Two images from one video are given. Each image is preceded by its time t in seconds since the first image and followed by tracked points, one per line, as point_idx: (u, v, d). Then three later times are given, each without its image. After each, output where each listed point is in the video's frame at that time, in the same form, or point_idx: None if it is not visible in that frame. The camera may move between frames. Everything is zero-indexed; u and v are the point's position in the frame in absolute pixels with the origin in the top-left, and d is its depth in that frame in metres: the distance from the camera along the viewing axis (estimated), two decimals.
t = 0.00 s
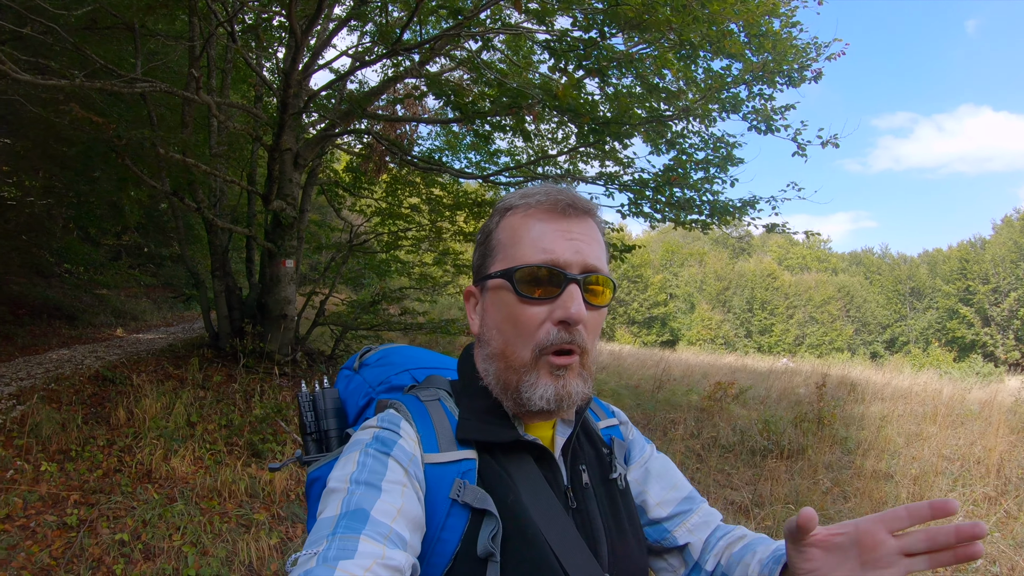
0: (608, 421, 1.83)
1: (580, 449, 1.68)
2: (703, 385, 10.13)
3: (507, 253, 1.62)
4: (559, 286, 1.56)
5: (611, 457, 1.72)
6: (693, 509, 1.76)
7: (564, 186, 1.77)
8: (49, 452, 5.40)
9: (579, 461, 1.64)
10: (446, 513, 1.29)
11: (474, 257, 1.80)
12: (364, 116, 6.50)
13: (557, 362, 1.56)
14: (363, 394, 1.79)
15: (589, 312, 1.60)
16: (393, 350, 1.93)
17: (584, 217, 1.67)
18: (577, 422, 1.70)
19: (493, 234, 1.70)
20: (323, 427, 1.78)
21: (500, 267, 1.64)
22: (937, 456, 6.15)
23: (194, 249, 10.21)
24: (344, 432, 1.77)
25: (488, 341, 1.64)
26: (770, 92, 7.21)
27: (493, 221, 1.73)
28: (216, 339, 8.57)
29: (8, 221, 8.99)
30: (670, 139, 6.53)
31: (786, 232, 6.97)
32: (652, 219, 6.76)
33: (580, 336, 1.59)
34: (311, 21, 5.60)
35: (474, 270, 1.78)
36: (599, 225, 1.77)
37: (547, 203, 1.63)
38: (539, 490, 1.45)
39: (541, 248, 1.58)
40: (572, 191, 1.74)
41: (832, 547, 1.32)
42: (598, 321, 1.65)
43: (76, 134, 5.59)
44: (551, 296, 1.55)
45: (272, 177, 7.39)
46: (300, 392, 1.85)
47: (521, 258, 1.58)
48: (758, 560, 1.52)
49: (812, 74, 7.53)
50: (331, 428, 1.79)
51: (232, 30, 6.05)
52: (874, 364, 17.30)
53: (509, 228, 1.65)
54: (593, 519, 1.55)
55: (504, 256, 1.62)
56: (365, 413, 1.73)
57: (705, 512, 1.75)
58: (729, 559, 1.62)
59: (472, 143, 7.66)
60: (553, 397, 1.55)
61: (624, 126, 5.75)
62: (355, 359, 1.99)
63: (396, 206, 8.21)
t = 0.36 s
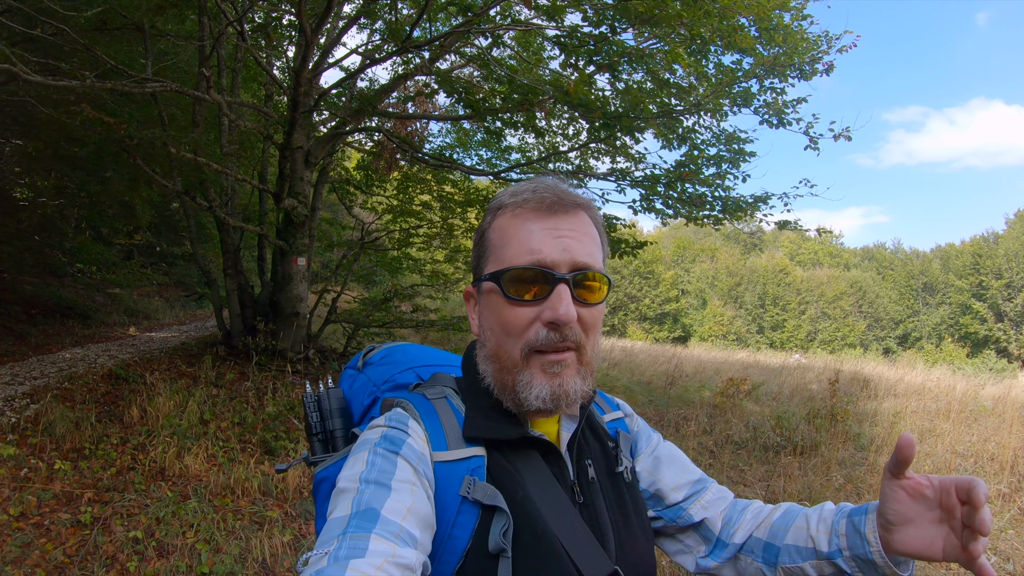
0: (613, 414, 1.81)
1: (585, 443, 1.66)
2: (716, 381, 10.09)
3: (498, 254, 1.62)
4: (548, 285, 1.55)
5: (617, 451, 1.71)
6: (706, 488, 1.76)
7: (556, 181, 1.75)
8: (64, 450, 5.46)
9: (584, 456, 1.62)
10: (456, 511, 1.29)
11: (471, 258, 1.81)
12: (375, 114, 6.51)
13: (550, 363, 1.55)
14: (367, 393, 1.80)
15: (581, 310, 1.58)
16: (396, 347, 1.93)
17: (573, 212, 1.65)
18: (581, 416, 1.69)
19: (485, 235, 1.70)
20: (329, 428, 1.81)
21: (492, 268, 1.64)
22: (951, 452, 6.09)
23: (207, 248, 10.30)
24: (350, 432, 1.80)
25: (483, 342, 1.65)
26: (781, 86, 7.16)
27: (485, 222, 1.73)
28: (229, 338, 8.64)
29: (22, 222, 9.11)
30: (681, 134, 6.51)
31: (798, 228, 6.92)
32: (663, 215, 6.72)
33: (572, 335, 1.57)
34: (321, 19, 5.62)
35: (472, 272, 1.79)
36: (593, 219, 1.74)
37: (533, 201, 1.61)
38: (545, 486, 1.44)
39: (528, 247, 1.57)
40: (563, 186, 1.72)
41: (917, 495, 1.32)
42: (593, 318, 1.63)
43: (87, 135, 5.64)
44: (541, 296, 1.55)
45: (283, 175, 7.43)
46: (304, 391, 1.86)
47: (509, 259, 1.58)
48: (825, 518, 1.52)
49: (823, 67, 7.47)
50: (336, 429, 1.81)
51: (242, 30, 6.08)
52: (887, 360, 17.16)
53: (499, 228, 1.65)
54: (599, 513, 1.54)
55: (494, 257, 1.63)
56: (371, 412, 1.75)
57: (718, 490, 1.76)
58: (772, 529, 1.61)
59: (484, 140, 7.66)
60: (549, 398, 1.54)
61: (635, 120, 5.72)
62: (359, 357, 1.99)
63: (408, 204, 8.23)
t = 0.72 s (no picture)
0: (612, 412, 1.80)
1: (584, 442, 1.66)
2: (727, 381, 10.03)
3: (502, 252, 1.61)
4: (553, 284, 1.55)
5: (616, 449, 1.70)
6: (700, 485, 1.74)
7: (560, 178, 1.74)
8: (75, 449, 5.52)
9: (583, 454, 1.62)
10: (457, 509, 1.29)
11: (474, 255, 1.80)
12: (385, 114, 6.51)
13: (554, 362, 1.54)
14: (369, 390, 1.79)
15: (586, 309, 1.58)
16: (399, 345, 1.91)
17: (579, 210, 1.64)
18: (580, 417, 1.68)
19: (488, 233, 1.69)
20: (331, 425, 1.82)
21: (496, 267, 1.63)
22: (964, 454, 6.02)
23: (219, 248, 10.39)
24: (351, 429, 1.81)
25: (487, 341, 1.64)
26: (792, 84, 7.12)
27: (488, 219, 1.72)
28: (240, 337, 8.70)
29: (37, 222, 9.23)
30: (693, 132, 6.50)
31: (810, 227, 6.87)
32: (675, 213, 6.69)
33: (578, 335, 1.56)
34: (332, 20, 5.65)
35: (474, 270, 1.78)
36: (597, 217, 1.73)
37: (539, 199, 1.61)
38: (545, 484, 1.44)
39: (533, 246, 1.56)
40: (568, 183, 1.72)
41: (865, 464, 1.28)
42: (598, 317, 1.62)
43: (98, 136, 5.70)
44: (546, 295, 1.54)
45: (294, 175, 7.46)
46: (306, 390, 1.89)
47: (514, 257, 1.57)
48: (798, 505, 1.51)
49: (835, 65, 7.41)
50: (338, 426, 1.82)
51: (253, 31, 6.11)
52: (901, 361, 16.99)
53: (503, 226, 1.64)
54: (598, 511, 1.53)
55: (499, 256, 1.62)
56: (372, 410, 1.73)
57: (712, 488, 1.74)
58: (757, 522, 1.59)
59: (495, 140, 7.67)
60: (553, 398, 1.53)
61: (646, 118, 5.69)
62: (361, 354, 1.97)
63: (419, 204, 8.25)
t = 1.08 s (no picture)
0: (613, 408, 1.80)
1: (584, 438, 1.66)
2: (734, 381, 10.00)
3: (512, 252, 1.59)
4: (564, 288, 1.54)
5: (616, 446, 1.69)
6: (699, 484, 1.74)
7: (570, 177, 1.72)
8: (82, 449, 5.55)
9: (583, 451, 1.62)
10: (458, 505, 1.29)
11: (478, 249, 1.78)
12: (390, 115, 6.51)
13: (563, 366, 1.55)
14: (367, 380, 1.80)
15: (596, 313, 1.58)
16: (398, 336, 1.92)
17: (591, 214, 1.63)
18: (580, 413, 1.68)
19: (496, 229, 1.67)
20: (329, 415, 1.82)
21: (504, 266, 1.62)
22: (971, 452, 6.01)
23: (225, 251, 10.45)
24: (349, 420, 1.81)
25: (493, 340, 1.63)
26: (796, 83, 7.11)
27: (495, 214, 1.69)
28: (247, 338, 8.75)
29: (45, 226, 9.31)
30: (698, 131, 6.49)
31: (816, 225, 6.85)
32: (680, 213, 6.68)
33: (588, 338, 1.57)
34: (335, 22, 5.68)
35: (478, 264, 1.76)
36: (606, 217, 1.73)
37: (552, 201, 1.59)
38: (545, 480, 1.44)
39: (545, 248, 1.55)
40: (577, 182, 1.70)
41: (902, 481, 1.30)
42: (605, 320, 1.63)
43: (104, 138, 5.75)
44: (557, 299, 1.54)
45: (300, 177, 7.48)
46: (304, 378, 1.88)
47: (525, 259, 1.56)
48: (812, 510, 1.52)
49: (839, 63, 7.38)
50: (336, 416, 1.83)
51: (258, 33, 6.15)
52: (908, 360, 16.94)
53: (513, 225, 1.62)
54: (597, 508, 1.53)
55: (508, 255, 1.60)
56: (370, 401, 1.74)
57: (711, 487, 1.75)
58: (763, 523, 1.60)
59: (501, 141, 7.69)
60: (561, 401, 1.54)
61: (650, 118, 5.68)
62: (359, 344, 1.98)
63: (425, 205, 8.29)
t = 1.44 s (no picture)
0: (614, 399, 1.81)
1: (588, 428, 1.65)
2: (742, 383, 9.96)
3: (503, 239, 1.59)
4: (559, 268, 1.54)
5: (618, 439, 1.70)
6: (691, 500, 1.76)
7: (554, 161, 1.72)
8: (90, 451, 5.59)
9: (586, 441, 1.61)
10: (457, 497, 1.28)
11: (467, 242, 1.76)
12: (395, 119, 6.54)
13: (563, 346, 1.55)
14: (367, 376, 1.79)
15: (591, 291, 1.58)
16: (397, 332, 1.91)
17: (579, 194, 1.63)
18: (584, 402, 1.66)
19: (486, 219, 1.66)
20: (329, 412, 1.83)
21: (497, 253, 1.61)
22: (978, 453, 5.97)
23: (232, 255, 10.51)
24: (349, 416, 1.81)
25: (492, 329, 1.62)
26: (801, 84, 7.10)
27: (483, 205, 1.68)
28: (254, 342, 8.79)
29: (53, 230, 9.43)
30: (702, 133, 6.49)
31: (823, 226, 6.83)
32: (686, 215, 6.67)
33: (586, 317, 1.57)
34: (340, 26, 5.72)
35: (470, 257, 1.74)
36: (593, 198, 1.73)
37: (539, 183, 1.59)
38: (547, 471, 1.43)
39: (537, 230, 1.54)
40: (562, 166, 1.70)
41: None
42: (601, 299, 1.64)
43: (111, 142, 5.80)
44: (553, 279, 1.54)
45: (306, 181, 7.51)
46: (304, 376, 1.89)
47: (518, 243, 1.55)
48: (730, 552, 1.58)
49: (843, 63, 7.37)
50: (336, 413, 1.83)
51: (263, 38, 6.20)
52: (917, 361, 16.84)
53: (503, 213, 1.61)
54: (601, 498, 1.52)
55: (500, 242, 1.59)
56: (370, 397, 1.74)
57: (700, 504, 1.77)
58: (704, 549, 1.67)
59: (507, 144, 7.72)
60: (564, 381, 1.55)
61: (654, 119, 5.67)
62: (359, 341, 1.98)
63: (431, 209, 8.32)
